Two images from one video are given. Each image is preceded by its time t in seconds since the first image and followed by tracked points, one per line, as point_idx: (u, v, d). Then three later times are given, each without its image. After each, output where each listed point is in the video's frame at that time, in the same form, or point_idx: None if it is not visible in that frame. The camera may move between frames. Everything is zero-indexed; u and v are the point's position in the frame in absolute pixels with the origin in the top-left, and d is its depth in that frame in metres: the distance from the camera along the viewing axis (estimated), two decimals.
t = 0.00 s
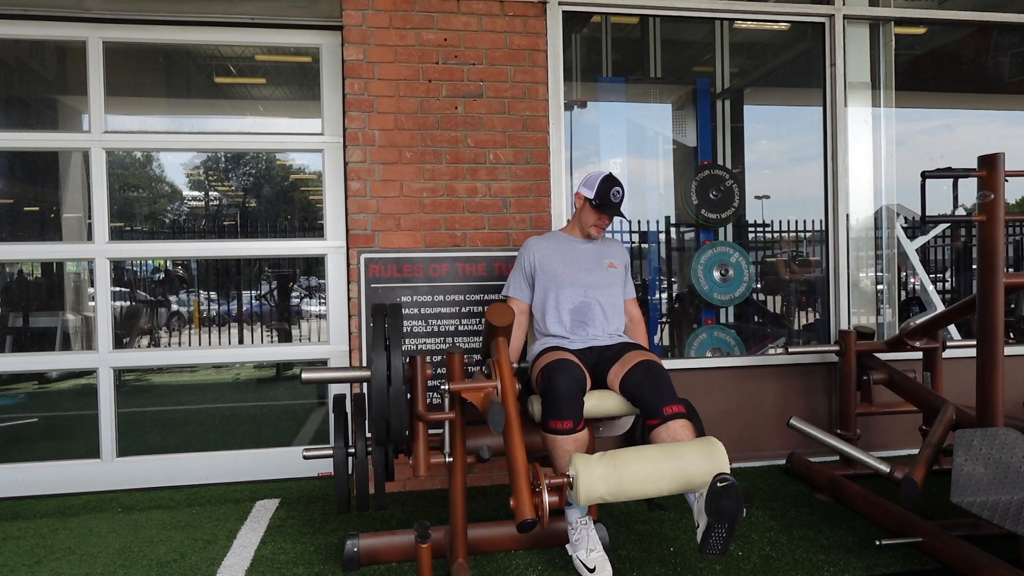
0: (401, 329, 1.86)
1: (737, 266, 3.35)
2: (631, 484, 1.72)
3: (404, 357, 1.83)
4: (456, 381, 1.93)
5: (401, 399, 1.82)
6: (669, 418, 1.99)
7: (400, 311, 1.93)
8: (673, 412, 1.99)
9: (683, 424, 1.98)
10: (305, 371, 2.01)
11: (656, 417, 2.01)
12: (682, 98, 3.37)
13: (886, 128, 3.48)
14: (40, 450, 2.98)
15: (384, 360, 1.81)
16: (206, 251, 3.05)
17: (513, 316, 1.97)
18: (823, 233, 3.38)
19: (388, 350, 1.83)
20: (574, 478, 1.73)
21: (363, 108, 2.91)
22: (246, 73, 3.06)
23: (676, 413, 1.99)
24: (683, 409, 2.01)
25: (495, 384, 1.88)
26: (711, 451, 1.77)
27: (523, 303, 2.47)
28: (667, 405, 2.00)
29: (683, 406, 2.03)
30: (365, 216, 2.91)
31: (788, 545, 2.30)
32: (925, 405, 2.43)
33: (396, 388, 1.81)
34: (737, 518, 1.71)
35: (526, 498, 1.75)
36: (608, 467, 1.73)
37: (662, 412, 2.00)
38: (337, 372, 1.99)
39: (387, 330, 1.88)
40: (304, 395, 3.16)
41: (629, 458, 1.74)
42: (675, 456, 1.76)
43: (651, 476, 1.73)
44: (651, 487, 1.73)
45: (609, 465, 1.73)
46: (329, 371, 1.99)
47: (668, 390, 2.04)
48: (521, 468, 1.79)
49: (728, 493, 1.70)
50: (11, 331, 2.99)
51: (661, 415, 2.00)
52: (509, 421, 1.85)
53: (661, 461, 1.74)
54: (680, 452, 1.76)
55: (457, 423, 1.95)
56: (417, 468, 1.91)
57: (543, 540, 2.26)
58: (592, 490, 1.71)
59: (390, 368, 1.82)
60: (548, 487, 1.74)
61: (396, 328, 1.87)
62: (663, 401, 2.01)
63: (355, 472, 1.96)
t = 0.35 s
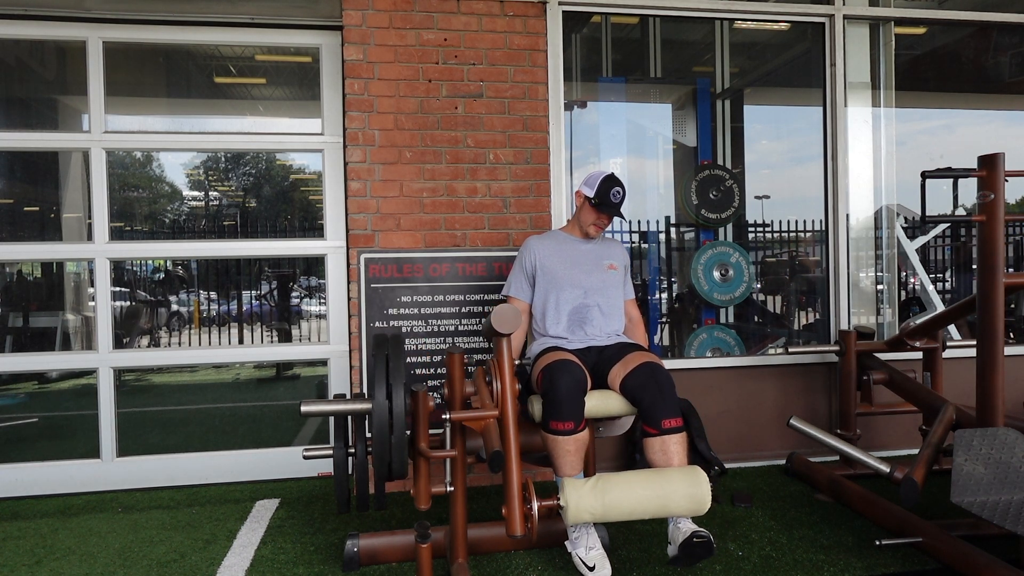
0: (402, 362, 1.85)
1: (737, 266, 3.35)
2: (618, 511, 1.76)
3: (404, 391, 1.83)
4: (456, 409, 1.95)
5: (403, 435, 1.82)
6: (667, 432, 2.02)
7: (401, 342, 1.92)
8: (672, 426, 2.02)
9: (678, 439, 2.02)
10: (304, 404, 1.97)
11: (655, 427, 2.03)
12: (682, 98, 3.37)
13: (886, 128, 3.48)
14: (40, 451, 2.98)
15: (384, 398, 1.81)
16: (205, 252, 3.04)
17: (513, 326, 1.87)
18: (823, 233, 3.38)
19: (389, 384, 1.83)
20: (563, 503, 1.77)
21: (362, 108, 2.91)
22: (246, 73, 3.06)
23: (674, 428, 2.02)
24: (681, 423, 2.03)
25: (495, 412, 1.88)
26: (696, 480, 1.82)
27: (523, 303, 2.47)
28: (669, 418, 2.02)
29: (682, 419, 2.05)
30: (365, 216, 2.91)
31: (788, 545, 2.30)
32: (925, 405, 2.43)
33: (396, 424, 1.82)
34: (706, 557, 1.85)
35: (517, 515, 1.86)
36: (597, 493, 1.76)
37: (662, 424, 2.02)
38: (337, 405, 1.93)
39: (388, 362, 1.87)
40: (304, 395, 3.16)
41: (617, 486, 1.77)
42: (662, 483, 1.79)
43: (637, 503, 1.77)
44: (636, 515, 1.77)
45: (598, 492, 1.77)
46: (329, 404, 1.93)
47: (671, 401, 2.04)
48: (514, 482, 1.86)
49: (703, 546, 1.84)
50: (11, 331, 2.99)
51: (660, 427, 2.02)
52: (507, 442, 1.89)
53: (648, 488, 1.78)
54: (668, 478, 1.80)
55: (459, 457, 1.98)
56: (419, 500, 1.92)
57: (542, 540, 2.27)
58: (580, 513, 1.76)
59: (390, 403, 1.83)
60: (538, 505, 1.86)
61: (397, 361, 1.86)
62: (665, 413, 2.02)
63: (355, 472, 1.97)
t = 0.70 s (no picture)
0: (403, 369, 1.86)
1: (737, 266, 3.35)
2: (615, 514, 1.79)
3: (405, 397, 1.84)
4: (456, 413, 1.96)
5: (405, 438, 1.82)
6: (667, 433, 2.03)
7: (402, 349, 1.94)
8: (672, 428, 2.03)
9: (678, 441, 2.04)
10: (303, 408, 1.92)
11: (655, 428, 2.04)
12: (682, 98, 3.36)
13: (886, 128, 3.48)
14: (40, 451, 2.98)
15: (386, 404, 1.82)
16: (205, 252, 3.04)
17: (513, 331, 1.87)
18: (823, 233, 3.38)
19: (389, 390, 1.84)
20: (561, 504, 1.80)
21: (362, 108, 2.91)
22: (246, 73, 3.06)
23: (674, 430, 2.03)
24: (681, 425, 2.05)
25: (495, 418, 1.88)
26: (693, 482, 1.84)
27: (523, 302, 2.47)
28: (669, 419, 2.03)
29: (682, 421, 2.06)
30: (365, 216, 2.91)
31: (788, 545, 2.30)
32: (925, 405, 2.43)
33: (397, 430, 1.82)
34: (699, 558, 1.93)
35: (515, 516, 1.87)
36: (595, 495, 1.79)
37: (662, 425, 2.03)
38: (337, 411, 1.90)
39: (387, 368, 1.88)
40: (303, 395, 3.16)
41: (616, 489, 1.79)
42: (660, 486, 1.82)
43: (634, 507, 1.79)
44: (634, 517, 1.80)
45: (596, 494, 1.79)
46: (330, 410, 1.90)
47: (672, 403, 2.05)
48: (514, 483, 1.88)
49: (698, 550, 1.90)
50: (11, 331, 2.99)
51: (661, 428, 2.03)
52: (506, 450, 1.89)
53: (646, 491, 1.80)
54: (666, 483, 1.82)
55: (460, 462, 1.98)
56: (418, 504, 1.93)
57: (542, 540, 2.28)
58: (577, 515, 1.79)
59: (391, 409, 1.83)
60: (537, 506, 1.87)
61: (398, 367, 1.87)
62: (665, 414, 2.03)
63: (355, 472, 1.96)
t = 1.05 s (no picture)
0: (401, 320, 1.87)
1: (737, 266, 3.35)
2: (637, 469, 1.70)
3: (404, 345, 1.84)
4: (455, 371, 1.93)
5: (401, 385, 1.82)
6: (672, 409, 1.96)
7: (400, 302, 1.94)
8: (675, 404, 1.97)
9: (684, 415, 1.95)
10: (305, 359, 2.02)
11: (657, 409, 1.98)
12: (682, 97, 3.36)
13: (886, 128, 3.49)
14: (40, 450, 2.99)
15: (383, 349, 1.82)
16: (205, 251, 3.04)
17: (511, 316, 1.96)
18: (823, 233, 3.38)
19: (388, 340, 1.84)
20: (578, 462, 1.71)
21: (362, 108, 2.91)
22: (246, 73, 3.06)
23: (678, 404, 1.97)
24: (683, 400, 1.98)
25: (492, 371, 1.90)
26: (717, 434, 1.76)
27: (522, 305, 2.48)
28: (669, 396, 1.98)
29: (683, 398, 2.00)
30: (365, 216, 2.91)
31: (788, 545, 2.30)
32: (925, 405, 2.43)
33: (396, 378, 1.82)
34: (743, 497, 1.65)
35: (528, 484, 1.70)
36: (613, 451, 1.70)
37: (662, 404, 1.97)
38: (337, 361, 2.00)
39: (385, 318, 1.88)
40: (303, 395, 3.16)
41: (634, 444, 1.72)
42: (680, 439, 1.74)
43: (657, 459, 1.71)
44: (656, 471, 1.71)
45: (613, 448, 1.71)
46: (329, 360, 2.00)
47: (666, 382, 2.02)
48: (522, 455, 1.75)
49: (734, 470, 1.64)
50: (11, 331, 2.99)
51: (661, 408, 1.97)
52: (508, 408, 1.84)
53: (666, 445, 1.73)
54: (687, 434, 1.75)
55: (456, 413, 1.94)
56: (416, 457, 1.90)
57: (543, 539, 2.26)
58: (597, 472, 1.69)
59: (390, 357, 1.83)
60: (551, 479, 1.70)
61: (396, 318, 1.88)
62: (664, 392, 1.99)
63: (355, 472, 1.97)
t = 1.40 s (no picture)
0: (401, 327, 1.86)
1: (737, 266, 3.35)
2: (637, 483, 1.71)
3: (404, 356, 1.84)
4: (456, 379, 1.93)
5: (402, 395, 1.82)
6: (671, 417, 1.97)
7: (401, 309, 1.93)
8: (675, 410, 1.98)
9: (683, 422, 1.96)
10: (304, 369, 2.03)
11: (657, 414, 1.99)
12: (682, 98, 3.36)
13: (886, 128, 3.48)
14: (40, 450, 2.99)
15: (384, 358, 1.81)
16: (205, 251, 3.04)
17: (513, 317, 1.97)
18: (823, 233, 3.38)
19: (389, 350, 1.83)
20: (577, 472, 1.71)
21: (362, 108, 2.91)
22: (246, 73, 3.06)
23: (678, 411, 1.97)
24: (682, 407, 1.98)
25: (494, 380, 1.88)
26: (715, 450, 1.77)
27: (521, 305, 2.49)
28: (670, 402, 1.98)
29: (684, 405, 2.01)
30: (365, 216, 2.91)
31: (788, 545, 2.30)
32: (924, 405, 2.43)
33: (396, 388, 1.82)
34: (735, 521, 1.74)
35: (527, 496, 1.72)
36: (612, 464, 1.71)
37: (663, 410, 1.97)
38: (337, 370, 1.99)
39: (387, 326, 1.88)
40: (303, 395, 3.16)
41: (633, 458, 1.72)
42: (679, 455, 1.74)
43: (656, 474, 1.72)
44: (653, 486, 1.72)
45: (613, 461, 1.72)
46: (329, 370, 2.00)
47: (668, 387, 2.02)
48: (521, 467, 1.76)
49: (731, 500, 1.71)
50: (11, 331, 2.99)
51: (662, 413, 1.98)
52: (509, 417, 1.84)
53: (665, 460, 1.73)
54: (686, 451, 1.75)
55: (457, 422, 1.94)
56: (416, 466, 1.89)
57: (545, 540, 2.26)
58: (595, 484, 1.69)
59: (390, 366, 1.83)
60: (549, 489, 1.72)
61: (396, 326, 1.87)
62: (665, 398, 1.99)
63: (355, 472, 1.97)
